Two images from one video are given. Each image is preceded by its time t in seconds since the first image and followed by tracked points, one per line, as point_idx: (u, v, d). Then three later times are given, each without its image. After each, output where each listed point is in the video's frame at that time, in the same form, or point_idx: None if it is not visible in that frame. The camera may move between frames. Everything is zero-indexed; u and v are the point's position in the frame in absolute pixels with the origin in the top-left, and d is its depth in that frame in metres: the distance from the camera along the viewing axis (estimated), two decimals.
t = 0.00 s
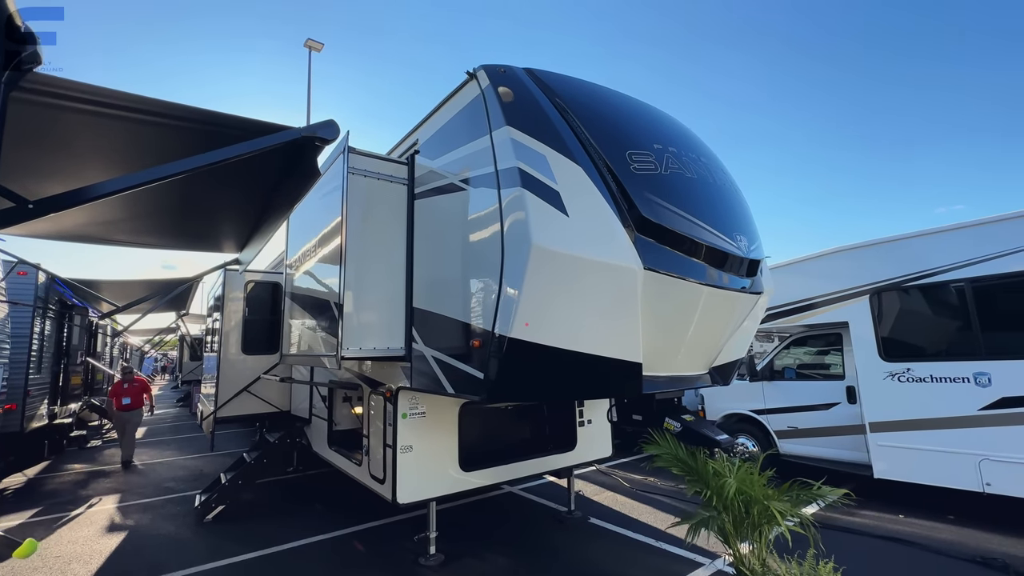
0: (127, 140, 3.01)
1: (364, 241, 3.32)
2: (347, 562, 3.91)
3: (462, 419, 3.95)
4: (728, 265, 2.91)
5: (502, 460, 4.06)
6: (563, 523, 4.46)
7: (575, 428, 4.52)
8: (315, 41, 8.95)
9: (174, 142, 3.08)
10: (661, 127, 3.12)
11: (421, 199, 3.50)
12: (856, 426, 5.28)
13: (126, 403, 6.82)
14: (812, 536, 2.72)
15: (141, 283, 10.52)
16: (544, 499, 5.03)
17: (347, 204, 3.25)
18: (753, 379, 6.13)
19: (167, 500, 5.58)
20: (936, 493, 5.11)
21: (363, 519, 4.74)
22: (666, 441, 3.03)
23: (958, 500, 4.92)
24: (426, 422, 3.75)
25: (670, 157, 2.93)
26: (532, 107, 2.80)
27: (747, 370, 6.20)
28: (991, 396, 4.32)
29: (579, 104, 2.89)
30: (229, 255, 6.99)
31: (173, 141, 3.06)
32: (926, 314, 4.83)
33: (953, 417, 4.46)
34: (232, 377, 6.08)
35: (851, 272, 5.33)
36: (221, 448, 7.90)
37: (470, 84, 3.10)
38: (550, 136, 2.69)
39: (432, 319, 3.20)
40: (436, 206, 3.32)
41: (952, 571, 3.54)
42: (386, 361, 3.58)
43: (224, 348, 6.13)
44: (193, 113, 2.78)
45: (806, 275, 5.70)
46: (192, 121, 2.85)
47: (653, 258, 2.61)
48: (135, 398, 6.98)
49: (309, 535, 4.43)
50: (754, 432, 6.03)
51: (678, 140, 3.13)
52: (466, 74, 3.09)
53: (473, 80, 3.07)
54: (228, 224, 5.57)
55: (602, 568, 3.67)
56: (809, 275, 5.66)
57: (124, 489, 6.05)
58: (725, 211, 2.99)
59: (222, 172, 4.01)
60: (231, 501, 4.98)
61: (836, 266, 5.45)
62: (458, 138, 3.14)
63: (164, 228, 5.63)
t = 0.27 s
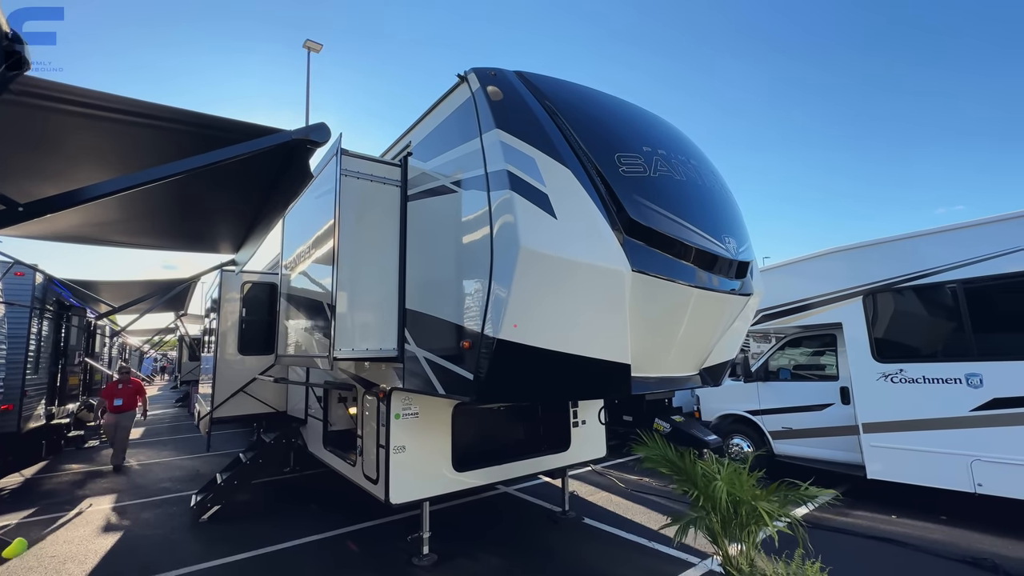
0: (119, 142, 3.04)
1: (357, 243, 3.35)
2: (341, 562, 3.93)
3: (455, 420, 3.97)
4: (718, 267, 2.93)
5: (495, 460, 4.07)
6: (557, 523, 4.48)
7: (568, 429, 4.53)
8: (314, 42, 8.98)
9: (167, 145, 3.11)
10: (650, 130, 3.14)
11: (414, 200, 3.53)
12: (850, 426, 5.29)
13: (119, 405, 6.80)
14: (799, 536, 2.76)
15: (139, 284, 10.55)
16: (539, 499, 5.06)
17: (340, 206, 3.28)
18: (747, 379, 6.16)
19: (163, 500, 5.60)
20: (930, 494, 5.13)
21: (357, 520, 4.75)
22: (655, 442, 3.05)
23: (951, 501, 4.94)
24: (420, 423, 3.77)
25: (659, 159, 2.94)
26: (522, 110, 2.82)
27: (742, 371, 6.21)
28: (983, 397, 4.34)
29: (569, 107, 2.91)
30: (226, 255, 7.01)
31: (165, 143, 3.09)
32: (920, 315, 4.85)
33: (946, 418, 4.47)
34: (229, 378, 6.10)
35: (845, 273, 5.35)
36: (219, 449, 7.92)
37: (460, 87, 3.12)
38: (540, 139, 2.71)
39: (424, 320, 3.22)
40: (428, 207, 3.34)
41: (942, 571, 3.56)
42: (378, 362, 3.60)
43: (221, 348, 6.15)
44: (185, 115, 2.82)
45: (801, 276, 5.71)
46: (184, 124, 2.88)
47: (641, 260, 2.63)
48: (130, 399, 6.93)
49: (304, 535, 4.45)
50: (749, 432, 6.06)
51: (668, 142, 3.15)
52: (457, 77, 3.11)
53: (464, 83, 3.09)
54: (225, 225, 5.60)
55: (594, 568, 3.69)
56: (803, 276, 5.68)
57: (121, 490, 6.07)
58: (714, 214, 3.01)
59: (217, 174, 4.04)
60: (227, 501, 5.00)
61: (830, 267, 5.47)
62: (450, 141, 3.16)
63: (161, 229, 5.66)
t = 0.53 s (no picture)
0: (115, 145, 3.07)
1: (352, 244, 3.38)
2: (336, 561, 3.95)
3: (450, 420, 3.99)
4: (708, 269, 2.96)
5: (489, 460, 4.10)
6: (551, 523, 4.51)
7: (563, 428, 4.56)
8: (314, 42, 9.01)
9: (162, 147, 3.14)
10: (641, 132, 3.17)
11: (408, 201, 3.55)
12: (844, 426, 5.31)
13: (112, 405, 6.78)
14: (787, 535, 2.79)
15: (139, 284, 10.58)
16: (534, 499, 5.08)
17: (334, 207, 3.31)
18: (743, 379, 6.19)
19: (161, 499, 5.63)
20: (923, 494, 5.15)
21: (353, 519, 4.78)
22: (645, 442, 3.08)
23: (944, 501, 4.96)
24: (414, 422, 3.79)
25: (649, 161, 2.97)
26: (514, 113, 2.84)
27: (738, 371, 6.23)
28: (974, 397, 4.36)
29: (560, 109, 2.94)
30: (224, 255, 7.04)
31: (160, 146, 3.12)
32: (913, 315, 4.87)
33: (938, 419, 4.50)
34: (227, 378, 6.13)
35: (839, 274, 5.38)
36: (217, 448, 7.95)
37: (453, 90, 3.15)
38: (530, 141, 2.74)
39: (418, 321, 3.25)
40: (422, 209, 3.36)
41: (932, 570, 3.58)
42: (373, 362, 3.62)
43: (219, 348, 6.17)
44: (179, 119, 2.85)
45: (796, 277, 5.74)
46: (179, 127, 2.92)
47: (632, 262, 2.65)
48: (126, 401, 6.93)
49: (299, 534, 4.47)
50: (744, 432, 6.08)
51: (658, 144, 3.17)
52: (450, 80, 3.14)
53: (457, 86, 3.12)
54: (223, 226, 5.63)
55: (587, 567, 3.71)
56: (798, 277, 5.70)
57: (119, 489, 6.10)
58: (704, 215, 3.03)
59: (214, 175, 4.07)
60: (224, 501, 5.03)
61: (825, 268, 5.49)
62: (443, 143, 3.19)
63: (160, 230, 5.69)
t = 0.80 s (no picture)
0: (114, 147, 3.10)
1: (348, 245, 3.41)
2: (332, 559, 3.98)
3: (446, 419, 4.02)
4: (701, 270, 2.99)
5: (486, 459, 4.13)
6: (547, 522, 4.54)
7: (560, 428, 4.59)
8: (313, 43, 9.05)
9: (159, 149, 3.17)
10: (635, 134, 3.20)
11: (405, 203, 3.58)
12: (839, 427, 5.35)
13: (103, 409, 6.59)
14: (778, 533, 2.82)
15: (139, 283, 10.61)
16: (530, 498, 5.11)
17: (331, 208, 3.34)
18: (739, 380, 6.22)
19: (160, 498, 5.66)
20: (917, 494, 5.18)
21: (350, 518, 4.81)
22: (637, 442, 3.11)
23: (938, 501, 4.99)
24: (411, 422, 3.82)
25: (642, 164, 3.00)
26: (508, 116, 2.87)
27: (735, 372, 6.29)
28: (967, 398, 4.39)
29: (554, 112, 2.97)
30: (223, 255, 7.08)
31: (158, 148, 3.15)
32: (907, 316, 4.89)
33: (932, 419, 4.53)
34: (226, 377, 6.17)
35: (834, 275, 5.40)
36: (216, 448, 7.97)
37: (448, 93, 3.18)
38: (524, 144, 2.77)
39: (414, 322, 3.28)
40: (418, 210, 3.39)
41: (925, 569, 3.60)
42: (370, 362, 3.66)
43: (218, 348, 6.21)
44: (175, 121, 2.87)
45: (792, 278, 5.77)
46: (175, 129, 2.94)
47: (624, 263, 2.69)
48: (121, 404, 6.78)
49: (297, 533, 4.51)
50: (740, 432, 6.10)
51: (652, 147, 3.20)
52: (445, 82, 3.16)
53: (452, 89, 3.15)
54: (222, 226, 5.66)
55: (582, 566, 3.74)
56: (794, 278, 5.73)
57: (118, 488, 6.12)
58: (697, 217, 3.07)
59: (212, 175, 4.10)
60: (222, 500, 5.06)
61: (821, 269, 5.52)
62: (439, 144, 3.22)
63: (159, 230, 5.73)
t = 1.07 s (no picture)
0: (113, 149, 3.13)
1: (346, 246, 3.43)
2: (331, 557, 4.01)
3: (443, 418, 4.05)
4: (695, 271, 3.01)
5: (483, 458, 4.16)
6: (544, 521, 4.57)
7: (557, 428, 4.61)
8: (313, 43, 9.08)
9: (156, 150, 3.19)
10: (631, 136, 3.22)
11: (402, 203, 3.61)
12: (835, 427, 5.38)
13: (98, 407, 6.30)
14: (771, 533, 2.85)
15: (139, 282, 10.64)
16: (528, 497, 5.13)
17: (330, 208, 3.37)
18: (736, 380, 6.25)
19: (159, 497, 5.69)
20: (913, 494, 5.21)
21: (349, 517, 4.84)
22: (632, 441, 3.14)
23: (934, 500, 5.01)
24: (409, 421, 3.85)
25: (637, 165, 3.03)
26: (504, 118, 2.90)
27: (733, 373, 6.34)
28: (963, 398, 4.42)
29: (550, 114, 2.99)
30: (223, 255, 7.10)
31: (155, 149, 3.18)
32: (903, 317, 4.92)
33: (927, 419, 4.55)
34: (225, 377, 6.20)
35: (831, 275, 5.42)
36: (216, 447, 8.00)
37: (446, 94, 3.20)
38: (520, 145, 2.79)
39: (411, 321, 3.30)
40: (416, 210, 3.42)
41: (918, 568, 3.63)
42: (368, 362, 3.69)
43: (218, 348, 6.24)
44: (172, 123, 2.90)
45: (788, 278, 5.79)
46: (173, 131, 2.97)
47: (618, 264, 2.71)
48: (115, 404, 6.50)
49: (296, 531, 4.54)
50: (738, 432, 6.13)
51: (648, 148, 3.23)
52: (443, 84, 3.19)
53: (449, 91, 3.17)
54: (221, 226, 5.69)
55: (579, 565, 3.77)
56: (791, 278, 5.76)
57: (118, 486, 6.15)
58: (692, 219, 3.09)
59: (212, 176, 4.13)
60: (221, 498, 5.09)
61: (818, 270, 5.54)
62: (436, 146, 3.24)
63: (159, 230, 5.75)
